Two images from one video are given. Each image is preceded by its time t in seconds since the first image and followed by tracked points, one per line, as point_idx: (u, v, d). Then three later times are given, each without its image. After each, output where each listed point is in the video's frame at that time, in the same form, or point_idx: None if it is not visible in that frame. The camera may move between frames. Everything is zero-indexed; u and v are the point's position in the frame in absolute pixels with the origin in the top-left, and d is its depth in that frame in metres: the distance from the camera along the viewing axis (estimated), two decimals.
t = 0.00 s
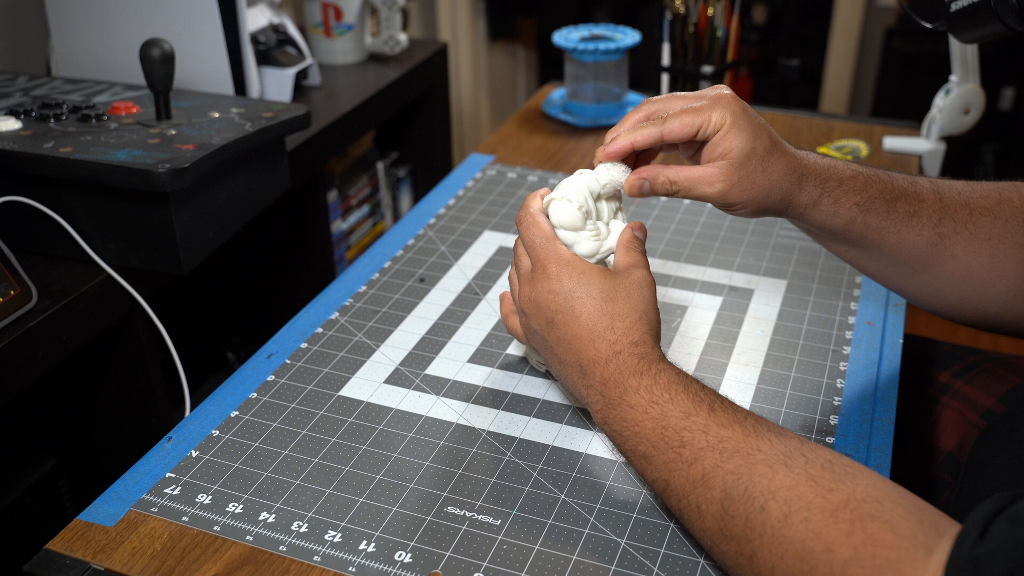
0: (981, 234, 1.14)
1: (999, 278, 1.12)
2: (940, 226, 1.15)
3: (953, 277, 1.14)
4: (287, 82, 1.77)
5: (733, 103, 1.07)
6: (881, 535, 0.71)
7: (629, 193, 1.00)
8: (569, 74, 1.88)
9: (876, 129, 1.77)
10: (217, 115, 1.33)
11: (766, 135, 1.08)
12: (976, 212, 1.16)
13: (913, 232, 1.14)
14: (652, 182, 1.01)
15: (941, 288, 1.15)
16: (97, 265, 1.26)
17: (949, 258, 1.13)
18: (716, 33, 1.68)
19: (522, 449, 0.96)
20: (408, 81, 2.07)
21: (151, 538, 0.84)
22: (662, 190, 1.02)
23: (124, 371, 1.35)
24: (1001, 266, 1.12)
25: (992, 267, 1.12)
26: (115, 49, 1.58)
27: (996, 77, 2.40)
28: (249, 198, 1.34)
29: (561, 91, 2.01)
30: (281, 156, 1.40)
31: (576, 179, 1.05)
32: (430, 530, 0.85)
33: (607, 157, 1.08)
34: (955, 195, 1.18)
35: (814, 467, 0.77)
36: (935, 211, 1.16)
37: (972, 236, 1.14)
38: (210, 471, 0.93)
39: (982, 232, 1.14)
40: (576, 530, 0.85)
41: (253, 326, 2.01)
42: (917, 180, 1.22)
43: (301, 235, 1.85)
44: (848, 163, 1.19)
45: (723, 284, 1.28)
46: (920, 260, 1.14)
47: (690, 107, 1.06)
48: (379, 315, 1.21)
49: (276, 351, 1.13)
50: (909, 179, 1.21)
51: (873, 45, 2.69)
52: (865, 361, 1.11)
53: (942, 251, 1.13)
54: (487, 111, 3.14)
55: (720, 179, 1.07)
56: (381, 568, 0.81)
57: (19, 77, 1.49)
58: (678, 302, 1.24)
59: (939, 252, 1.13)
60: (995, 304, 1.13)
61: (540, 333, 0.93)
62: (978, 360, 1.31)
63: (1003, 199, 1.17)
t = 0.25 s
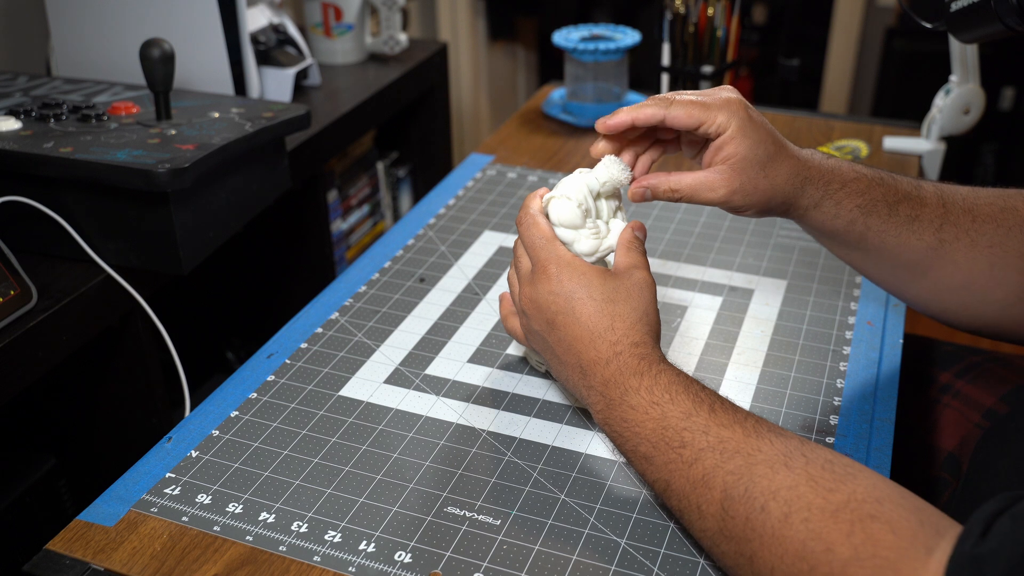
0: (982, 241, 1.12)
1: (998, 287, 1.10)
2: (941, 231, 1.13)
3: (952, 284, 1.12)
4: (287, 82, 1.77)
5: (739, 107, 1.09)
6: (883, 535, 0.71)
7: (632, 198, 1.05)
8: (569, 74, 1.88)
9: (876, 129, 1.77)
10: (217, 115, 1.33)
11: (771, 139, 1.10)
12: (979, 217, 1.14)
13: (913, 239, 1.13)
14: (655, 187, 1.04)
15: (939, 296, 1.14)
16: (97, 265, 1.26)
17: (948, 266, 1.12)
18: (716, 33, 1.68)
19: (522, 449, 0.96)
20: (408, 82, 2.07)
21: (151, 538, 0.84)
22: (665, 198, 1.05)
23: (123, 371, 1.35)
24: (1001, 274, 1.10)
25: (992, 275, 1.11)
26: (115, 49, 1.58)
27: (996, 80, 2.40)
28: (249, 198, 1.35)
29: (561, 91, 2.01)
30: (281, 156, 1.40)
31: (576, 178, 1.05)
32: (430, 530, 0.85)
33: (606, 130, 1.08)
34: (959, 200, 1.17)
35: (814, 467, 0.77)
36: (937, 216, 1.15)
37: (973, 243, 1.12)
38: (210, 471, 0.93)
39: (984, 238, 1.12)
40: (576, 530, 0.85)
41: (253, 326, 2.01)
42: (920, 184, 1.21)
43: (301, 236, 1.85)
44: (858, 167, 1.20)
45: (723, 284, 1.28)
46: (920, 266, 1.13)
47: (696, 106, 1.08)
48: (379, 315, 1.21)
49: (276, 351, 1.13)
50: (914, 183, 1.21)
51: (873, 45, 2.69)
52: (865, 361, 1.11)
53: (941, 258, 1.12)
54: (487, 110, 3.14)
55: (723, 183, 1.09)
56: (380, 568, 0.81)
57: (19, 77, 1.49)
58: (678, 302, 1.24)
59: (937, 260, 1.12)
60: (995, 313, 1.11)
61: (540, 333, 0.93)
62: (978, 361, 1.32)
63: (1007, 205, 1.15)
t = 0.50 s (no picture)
0: (983, 230, 1.12)
1: (997, 277, 1.10)
2: (943, 217, 1.13)
3: (952, 271, 1.13)
4: (287, 82, 1.77)
5: (735, 96, 1.09)
6: (883, 536, 0.71)
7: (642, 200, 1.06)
8: (569, 74, 1.88)
9: (876, 129, 1.77)
10: (217, 115, 1.33)
11: (771, 125, 1.09)
12: (981, 206, 1.14)
13: (915, 223, 1.13)
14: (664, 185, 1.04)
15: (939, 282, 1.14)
16: (97, 265, 1.26)
17: (949, 252, 1.12)
18: (716, 33, 1.67)
19: (522, 449, 0.96)
20: (408, 81, 2.07)
21: (151, 538, 0.84)
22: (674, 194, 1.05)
23: (123, 370, 1.35)
24: (1000, 265, 1.10)
25: (991, 265, 1.11)
26: (115, 49, 1.58)
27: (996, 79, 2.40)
28: (249, 198, 1.35)
29: (562, 91, 2.01)
30: (281, 156, 1.40)
31: (575, 178, 1.05)
32: (430, 530, 0.85)
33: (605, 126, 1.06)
34: (962, 187, 1.17)
35: (813, 467, 0.77)
36: (940, 202, 1.15)
37: (974, 231, 1.12)
38: (210, 471, 0.93)
39: (985, 228, 1.12)
40: (576, 530, 0.85)
41: (253, 327, 2.01)
42: (926, 168, 1.21)
43: (301, 236, 1.85)
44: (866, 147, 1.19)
45: (723, 284, 1.28)
46: (920, 250, 1.13)
47: (690, 100, 1.07)
48: (379, 315, 1.21)
49: (276, 351, 1.13)
50: (919, 167, 1.20)
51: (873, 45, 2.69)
52: (865, 361, 1.11)
53: (942, 244, 1.12)
54: (487, 110, 3.14)
55: (729, 173, 1.09)
56: (380, 568, 0.81)
57: (19, 77, 1.49)
58: (678, 302, 1.24)
59: (938, 246, 1.13)
60: (990, 304, 1.12)
61: (539, 334, 0.93)
62: (978, 361, 1.32)
63: (1011, 195, 1.15)
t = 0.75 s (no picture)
0: (973, 245, 1.13)
1: (989, 289, 1.11)
2: (930, 229, 1.16)
3: (942, 285, 1.13)
4: (287, 82, 1.77)
5: (707, 134, 1.20)
6: (880, 536, 0.71)
7: (652, 246, 1.11)
8: (569, 74, 1.88)
9: (876, 129, 1.77)
10: (217, 115, 1.33)
11: (744, 150, 1.19)
12: (970, 220, 1.15)
13: (902, 238, 1.16)
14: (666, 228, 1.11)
15: (932, 297, 1.13)
16: (97, 265, 1.26)
17: (939, 265, 1.13)
18: (716, 33, 1.68)
19: (522, 450, 0.96)
20: (408, 81, 2.07)
21: (151, 538, 0.84)
22: (676, 230, 1.12)
23: (123, 370, 1.35)
24: (990, 277, 1.11)
25: (982, 277, 1.11)
26: (115, 49, 1.58)
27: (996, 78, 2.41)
28: (249, 198, 1.35)
29: (561, 91, 2.01)
30: (281, 156, 1.40)
31: (574, 182, 1.04)
32: (430, 530, 0.85)
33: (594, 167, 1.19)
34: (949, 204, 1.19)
35: (806, 469, 0.78)
36: (927, 216, 1.18)
37: (963, 244, 1.14)
38: (211, 471, 0.93)
39: (974, 240, 1.14)
40: (576, 530, 0.85)
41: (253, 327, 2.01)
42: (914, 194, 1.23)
43: (301, 236, 1.85)
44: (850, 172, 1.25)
45: (723, 284, 1.28)
46: (914, 262, 1.14)
47: (666, 137, 1.20)
48: (379, 315, 1.21)
49: (276, 351, 1.13)
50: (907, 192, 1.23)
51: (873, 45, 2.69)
52: (864, 361, 1.11)
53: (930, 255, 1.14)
54: (487, 110, 3.14)
55: (723, 202, 1.16)
56: (380, 568, 0.81)
57: (19, 77, 1.49)
58: (678, 302, 1.24)
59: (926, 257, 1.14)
60: (992, 310, 1.11)
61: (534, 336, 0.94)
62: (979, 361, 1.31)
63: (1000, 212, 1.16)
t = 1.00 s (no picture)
0: (946, 273, 1.17)
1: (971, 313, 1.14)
2: (901, 266, 1.18)
3: (927, 313, 1.15)
4: (287, 82, 1.77)
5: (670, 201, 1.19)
6: (882, 537, 0.71)
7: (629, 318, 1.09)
8: (569, 75, 1.88)
9: (876, 129, 1.77)
10: (217, 115, 1.33)
11: (707, 214, 1.19)
12: (939, 250, 1.19)
13: (873, 277, 1.17)
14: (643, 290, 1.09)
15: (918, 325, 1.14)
16: (97, 265, 1.26)
17: (919, 296, 1.15)
18: (716, 33, 1.67)
19: (522, 450, 0.96)
20: (408, 81, 2.07)
21: (151, 538, 0.84)
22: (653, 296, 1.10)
23: (123, 370, 1.35)
24: (970, 302, 1.14)
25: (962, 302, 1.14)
26: (115, 49, 1.58)
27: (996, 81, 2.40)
28: (249, 198, 1.35)
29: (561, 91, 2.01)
30: (281, 156, 1.40)
31: (573, 185, 1.04)
32: (430, 530, 0.85)
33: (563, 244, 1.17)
34: (914, 239, 1.22)
35: (808, 472, 0.78)
36: (895, 253, 1.20)
37: (937, 275, 1.17)
38: (211, 471, 0.93)
39: (947, 269, 1.17)
40: (576, 530, 0.85)
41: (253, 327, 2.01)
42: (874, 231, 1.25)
43: (301, 236, 1.85)
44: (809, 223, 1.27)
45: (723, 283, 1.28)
46: (894, 299, 1.15)
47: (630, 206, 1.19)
48: (379, 315, 1.21)
49: (276, 351, 1.13)
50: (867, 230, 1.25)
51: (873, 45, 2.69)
52: (865, 362, 1.11)
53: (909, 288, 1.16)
54: (487, 110, 3.14)
55: (696, 262, 1.14)
56: (380, 568, 0.81)
57: (19, 77, 1.49)
58: (677, 302, 1.24)
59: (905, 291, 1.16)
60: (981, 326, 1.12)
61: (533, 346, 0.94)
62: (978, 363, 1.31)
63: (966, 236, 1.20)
